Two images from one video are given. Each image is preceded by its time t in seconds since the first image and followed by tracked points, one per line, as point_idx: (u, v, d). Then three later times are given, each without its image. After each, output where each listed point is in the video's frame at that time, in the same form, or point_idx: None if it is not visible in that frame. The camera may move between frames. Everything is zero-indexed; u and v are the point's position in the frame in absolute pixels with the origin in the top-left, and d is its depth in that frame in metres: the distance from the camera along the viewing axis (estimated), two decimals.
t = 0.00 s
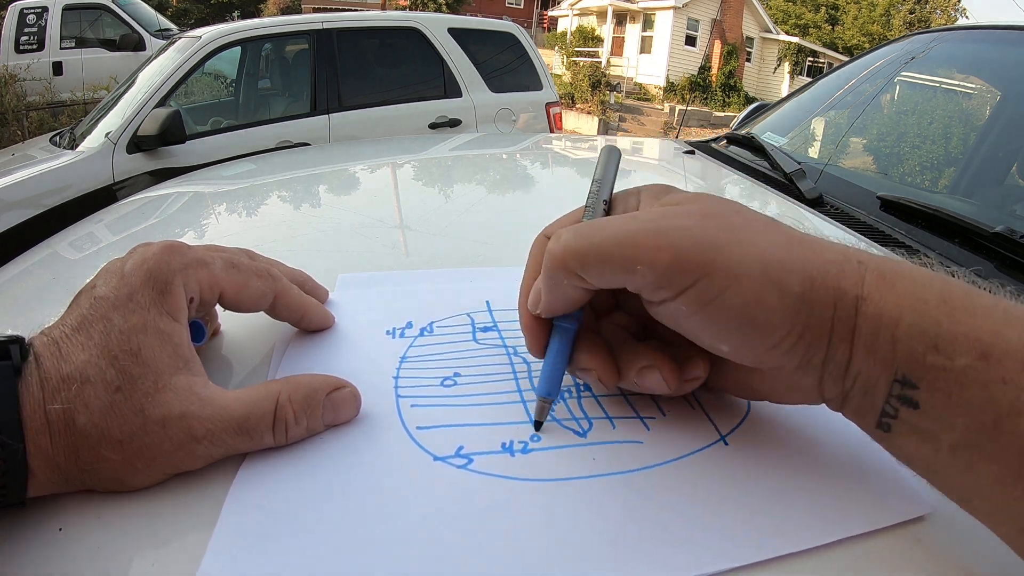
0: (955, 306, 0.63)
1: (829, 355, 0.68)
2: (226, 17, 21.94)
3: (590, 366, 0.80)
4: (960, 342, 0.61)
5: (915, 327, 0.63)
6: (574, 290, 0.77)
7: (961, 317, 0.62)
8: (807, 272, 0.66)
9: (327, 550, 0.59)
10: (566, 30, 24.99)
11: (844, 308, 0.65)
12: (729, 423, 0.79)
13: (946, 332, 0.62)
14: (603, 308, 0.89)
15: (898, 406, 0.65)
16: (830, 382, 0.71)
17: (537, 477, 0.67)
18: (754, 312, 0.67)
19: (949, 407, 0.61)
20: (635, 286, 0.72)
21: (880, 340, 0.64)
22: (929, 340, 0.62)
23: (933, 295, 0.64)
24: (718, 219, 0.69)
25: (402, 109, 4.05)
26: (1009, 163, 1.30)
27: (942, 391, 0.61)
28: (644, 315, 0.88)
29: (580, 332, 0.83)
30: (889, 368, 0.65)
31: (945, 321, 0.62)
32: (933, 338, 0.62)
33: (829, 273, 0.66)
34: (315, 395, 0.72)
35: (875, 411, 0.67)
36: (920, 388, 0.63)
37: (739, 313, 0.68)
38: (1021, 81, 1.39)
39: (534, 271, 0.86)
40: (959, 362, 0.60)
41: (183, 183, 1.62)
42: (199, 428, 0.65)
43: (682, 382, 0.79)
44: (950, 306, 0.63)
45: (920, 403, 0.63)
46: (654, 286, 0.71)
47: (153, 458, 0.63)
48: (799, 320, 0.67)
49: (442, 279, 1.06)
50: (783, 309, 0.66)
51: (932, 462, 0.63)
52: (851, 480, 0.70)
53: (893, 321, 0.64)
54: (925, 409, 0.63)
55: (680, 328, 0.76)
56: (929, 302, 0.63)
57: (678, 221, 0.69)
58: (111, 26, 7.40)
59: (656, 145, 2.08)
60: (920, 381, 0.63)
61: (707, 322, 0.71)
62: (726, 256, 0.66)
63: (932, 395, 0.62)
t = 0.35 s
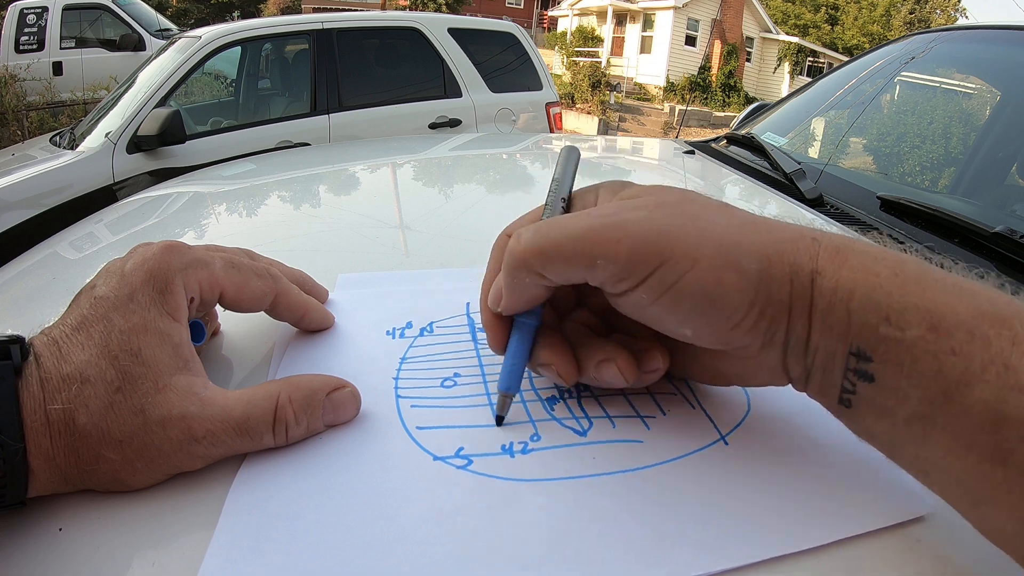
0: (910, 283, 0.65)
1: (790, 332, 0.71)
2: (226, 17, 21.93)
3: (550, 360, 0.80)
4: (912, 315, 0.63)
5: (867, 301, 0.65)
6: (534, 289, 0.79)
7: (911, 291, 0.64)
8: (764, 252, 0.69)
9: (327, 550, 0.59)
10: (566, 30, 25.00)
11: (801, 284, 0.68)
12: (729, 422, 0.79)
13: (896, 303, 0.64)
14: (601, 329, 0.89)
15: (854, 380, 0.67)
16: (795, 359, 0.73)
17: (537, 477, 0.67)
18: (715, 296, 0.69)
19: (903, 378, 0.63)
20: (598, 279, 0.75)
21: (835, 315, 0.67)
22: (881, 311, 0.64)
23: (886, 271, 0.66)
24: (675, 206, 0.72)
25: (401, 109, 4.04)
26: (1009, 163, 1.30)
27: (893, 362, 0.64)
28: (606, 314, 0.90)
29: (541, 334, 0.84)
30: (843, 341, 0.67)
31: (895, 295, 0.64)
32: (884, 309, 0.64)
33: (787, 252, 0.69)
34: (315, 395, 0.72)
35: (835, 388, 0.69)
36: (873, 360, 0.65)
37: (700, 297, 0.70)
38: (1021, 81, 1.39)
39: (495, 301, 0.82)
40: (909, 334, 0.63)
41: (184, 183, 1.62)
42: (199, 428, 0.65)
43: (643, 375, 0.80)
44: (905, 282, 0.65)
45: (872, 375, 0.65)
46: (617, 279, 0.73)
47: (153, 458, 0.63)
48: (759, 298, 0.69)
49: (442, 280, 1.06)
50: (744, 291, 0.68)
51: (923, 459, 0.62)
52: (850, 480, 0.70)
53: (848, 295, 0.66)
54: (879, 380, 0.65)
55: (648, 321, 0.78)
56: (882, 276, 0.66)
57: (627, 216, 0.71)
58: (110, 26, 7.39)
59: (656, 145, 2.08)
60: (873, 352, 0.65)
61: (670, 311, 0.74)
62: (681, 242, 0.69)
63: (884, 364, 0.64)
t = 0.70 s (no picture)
0: (850, 275, 0.66)
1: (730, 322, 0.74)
2: (226, 17, 21.93)
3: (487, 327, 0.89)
4: (850, 309, 0.64)
5: (809, 294, 0.67)
6: (488, 265, 0.86)
7: (851, 285, 0.65)
8: (701, 244, 0.71)
9: (327, 550, 0.59)
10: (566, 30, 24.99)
11: (740, 275, 0.70)
12: (730, 422, 0.79)
13: (835, 297, 0.65)
14: (556, 310, 0.94)
15: (797, 372, 0.69)
16: (739, 350, 0.76)
17: (537, 476, 0.67)
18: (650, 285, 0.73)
19: (839, 370, 0.64)
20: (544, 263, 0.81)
21: (775, 307, 0.69)
22: (820, 304, 0.66)
23: (832, 264, 0.68)
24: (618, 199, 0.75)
25: (401, 109, 4.04)
26: (1009, 163, 1.30)
27: (831, 354, 0.65)
28: (566, 296, 0.94)
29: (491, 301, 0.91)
30: (785, 332, 0.69)
31: (837, 289, 0.65)
32: (824, 303, 0.65)
33: (727, 244, 0.71)
34: (315, 395, 0.72)
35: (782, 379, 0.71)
36: (812, 352, 0.67)
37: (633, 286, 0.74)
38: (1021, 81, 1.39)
39: (454, 266, 0.89)
40: (848, 328, 0.64)
41: (184, 183, 1.62)
42: (199, 428, 0.65)
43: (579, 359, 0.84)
44: (844, 275, 0.66)
45: (812, 367, 0.67)
46: (559, 262, 0.79)
47: (153, 458, 0.63)
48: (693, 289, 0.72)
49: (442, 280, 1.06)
50: (676, 281, 0.71)
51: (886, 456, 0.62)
52: (850, 480, 0.70)
53: (787, 287, 0.68)
54: (816, 372, 0.67)
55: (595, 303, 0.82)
56: (825, 272, 0.67)
57: (573, 209, 0.76)
58: (110, 26, 7.39)
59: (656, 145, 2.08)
60: (812, 346, 0.66)
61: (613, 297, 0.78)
62: (617, 229, 0.73)
63: (821, 356, 0.66)
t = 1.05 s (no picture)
0: (821, 272, 0.69)
1: (697, 317, 0.77)
2: (226, 17, 21.94)
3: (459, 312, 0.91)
4: (819, 303, 0.67)
5: (774, 288, 0.70)
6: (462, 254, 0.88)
7: (821, 280, 0.68)
8: (671, 238, 0.74)
9: (326, 550, 0.59)
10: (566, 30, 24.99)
11: (708, 269, 0.74)
12: (730, 423, 0.79)
13: (804, 291, 0.68)
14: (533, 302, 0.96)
15: (764, 365, 0.72)
16: (706, 343, 0.79)
17: (537, 478, 0.67)
18: (616, 274, 0.75)
19: (807, 361, 0.67)
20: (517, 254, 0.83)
21: (740, 299, 0.72)
22: (788, 299, 0.69)
23: (800, 261, 0.71)
24: (596, 193, 0.78)
25: (401, 109, 4.04)
26: (1009, 163, 1.30)
27: (799, 346, 0.68)
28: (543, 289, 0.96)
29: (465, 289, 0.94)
30: (753, 326, 0.72)
31: (802, 283, 0.69)
32: (791, 297, 0.69)
33: (698, 240, 0.75)
34: (315, 396, 0.72)
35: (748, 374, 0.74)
36: (780, 345, 0.70)
37: (601, 275, 0.77)
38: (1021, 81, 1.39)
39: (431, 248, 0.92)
40: (814, 321, 0.67)
41: (184, 183, 1.62)
42: (199, 429, 0.65)
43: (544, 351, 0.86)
44: (814, 271, 0.69)
45: (779, 358, 0.70)
46: (530, 251, 0.81)
47: (153, 459, 0.63)
48: (661, 281, 0.75)
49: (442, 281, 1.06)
50: (643, 272, 0.74)
51: (844, 443, 0.65)
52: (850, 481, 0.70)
53: (756, 282, 0.71)
54: (784, 364, 0.70)
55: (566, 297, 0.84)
56: (793, 268, 0.71)
57: (552, 199, 0.79)
58: (110, 26, 7.39)
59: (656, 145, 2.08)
60: (779, 339, 0.70)
61: (581, 288, 0.80)
62: (590, 220, 0.76)
63: (788, 347, 0.69)
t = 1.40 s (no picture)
0: (921, 314, 0.65)
1: (791, 347, 0.70)
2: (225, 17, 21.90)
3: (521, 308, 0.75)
4: (920, 346, 0.63)
5: (875, 326, 0.65)
6: (528, 238, 0.75)
7: (923, 322, 0.64)
8: (781, 256, 0.68)
9: (326, 549, 0.59)
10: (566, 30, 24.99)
11: (813, 299, 0.68)
12: (729, 424, 0.79)
13: (908, 333, 0.64)
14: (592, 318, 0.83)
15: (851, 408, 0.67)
16: (789, 382, 0.72)
17: (537, 478, 0.67)
18: (723, 292, 0.67)
19: (902, 409, 0.63)
20: (608, 245, 0.72)
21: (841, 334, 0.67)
22: (890, 338, 0.64)
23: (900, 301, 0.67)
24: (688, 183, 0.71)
25: (401, 108, 4.05)
26: (1009, 163, 1.29)
27: (897, 390, 0.63)
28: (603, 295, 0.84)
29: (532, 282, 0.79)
30: (849, 363, 0.67)
31: (904, 324, 0.64)
32: (894, 336, 0.64)
33: (803, 265, 0.69)
34: (315, 395, 0.72)
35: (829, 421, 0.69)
36: (875, 388, 0.65)
37: (711, 289, 0.68)
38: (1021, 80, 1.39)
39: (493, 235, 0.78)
40: (916, 365, 0.63)
41: (183, 183, 1.62)
42: (199, 428, 0.65)
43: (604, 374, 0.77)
44: (915, 312, 0.65)
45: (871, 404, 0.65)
46: (629, 242, 0.70)
47: (153, 459, 0.63)
48: (766, 302, 0.68)
49: (442, 281, 1.07)
50: (754, 287, 0.67)
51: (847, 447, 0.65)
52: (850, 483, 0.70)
53: (855, 319, 0.66)
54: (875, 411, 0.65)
55: (649, 302, 0.74)
56: (896, 307, 0.66)
57: (647, 197, 0.69)
58: (110, 26, 7.40)
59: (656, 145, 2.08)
60: (875, 381, 0.65)
61: (678, 294, 0.70)
62: (710, 222, 0.67)
63: (885, 391, 0.64)
